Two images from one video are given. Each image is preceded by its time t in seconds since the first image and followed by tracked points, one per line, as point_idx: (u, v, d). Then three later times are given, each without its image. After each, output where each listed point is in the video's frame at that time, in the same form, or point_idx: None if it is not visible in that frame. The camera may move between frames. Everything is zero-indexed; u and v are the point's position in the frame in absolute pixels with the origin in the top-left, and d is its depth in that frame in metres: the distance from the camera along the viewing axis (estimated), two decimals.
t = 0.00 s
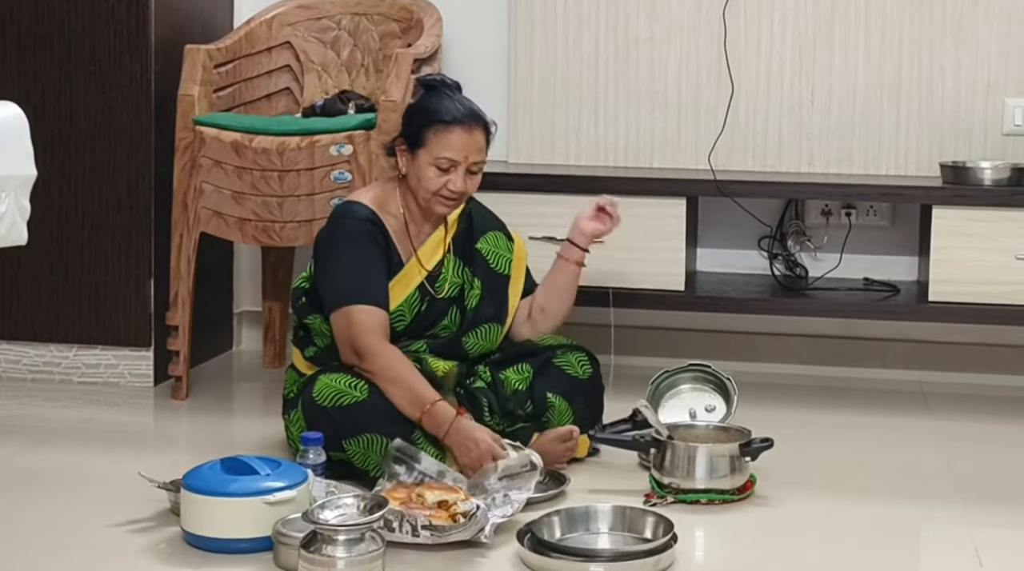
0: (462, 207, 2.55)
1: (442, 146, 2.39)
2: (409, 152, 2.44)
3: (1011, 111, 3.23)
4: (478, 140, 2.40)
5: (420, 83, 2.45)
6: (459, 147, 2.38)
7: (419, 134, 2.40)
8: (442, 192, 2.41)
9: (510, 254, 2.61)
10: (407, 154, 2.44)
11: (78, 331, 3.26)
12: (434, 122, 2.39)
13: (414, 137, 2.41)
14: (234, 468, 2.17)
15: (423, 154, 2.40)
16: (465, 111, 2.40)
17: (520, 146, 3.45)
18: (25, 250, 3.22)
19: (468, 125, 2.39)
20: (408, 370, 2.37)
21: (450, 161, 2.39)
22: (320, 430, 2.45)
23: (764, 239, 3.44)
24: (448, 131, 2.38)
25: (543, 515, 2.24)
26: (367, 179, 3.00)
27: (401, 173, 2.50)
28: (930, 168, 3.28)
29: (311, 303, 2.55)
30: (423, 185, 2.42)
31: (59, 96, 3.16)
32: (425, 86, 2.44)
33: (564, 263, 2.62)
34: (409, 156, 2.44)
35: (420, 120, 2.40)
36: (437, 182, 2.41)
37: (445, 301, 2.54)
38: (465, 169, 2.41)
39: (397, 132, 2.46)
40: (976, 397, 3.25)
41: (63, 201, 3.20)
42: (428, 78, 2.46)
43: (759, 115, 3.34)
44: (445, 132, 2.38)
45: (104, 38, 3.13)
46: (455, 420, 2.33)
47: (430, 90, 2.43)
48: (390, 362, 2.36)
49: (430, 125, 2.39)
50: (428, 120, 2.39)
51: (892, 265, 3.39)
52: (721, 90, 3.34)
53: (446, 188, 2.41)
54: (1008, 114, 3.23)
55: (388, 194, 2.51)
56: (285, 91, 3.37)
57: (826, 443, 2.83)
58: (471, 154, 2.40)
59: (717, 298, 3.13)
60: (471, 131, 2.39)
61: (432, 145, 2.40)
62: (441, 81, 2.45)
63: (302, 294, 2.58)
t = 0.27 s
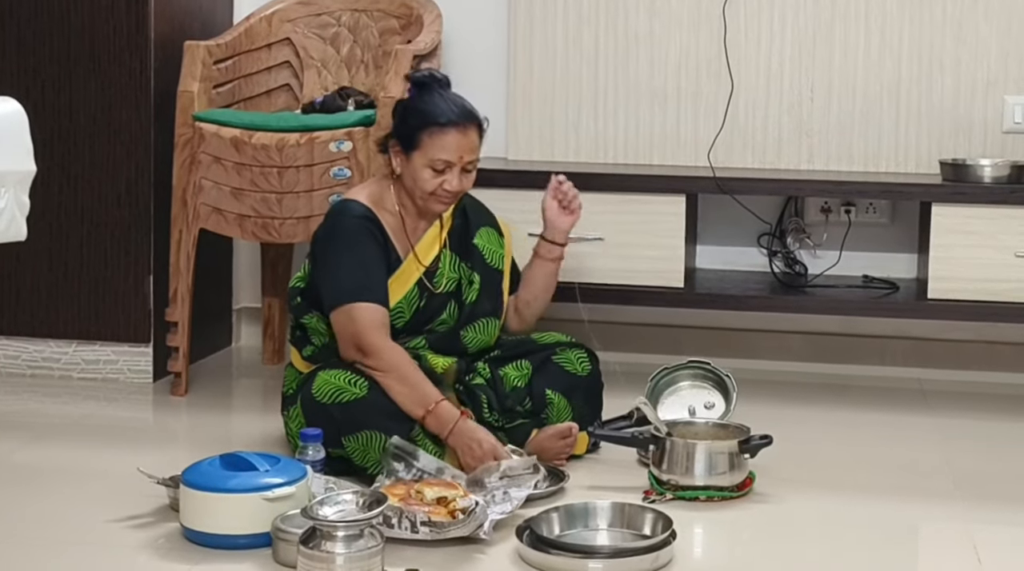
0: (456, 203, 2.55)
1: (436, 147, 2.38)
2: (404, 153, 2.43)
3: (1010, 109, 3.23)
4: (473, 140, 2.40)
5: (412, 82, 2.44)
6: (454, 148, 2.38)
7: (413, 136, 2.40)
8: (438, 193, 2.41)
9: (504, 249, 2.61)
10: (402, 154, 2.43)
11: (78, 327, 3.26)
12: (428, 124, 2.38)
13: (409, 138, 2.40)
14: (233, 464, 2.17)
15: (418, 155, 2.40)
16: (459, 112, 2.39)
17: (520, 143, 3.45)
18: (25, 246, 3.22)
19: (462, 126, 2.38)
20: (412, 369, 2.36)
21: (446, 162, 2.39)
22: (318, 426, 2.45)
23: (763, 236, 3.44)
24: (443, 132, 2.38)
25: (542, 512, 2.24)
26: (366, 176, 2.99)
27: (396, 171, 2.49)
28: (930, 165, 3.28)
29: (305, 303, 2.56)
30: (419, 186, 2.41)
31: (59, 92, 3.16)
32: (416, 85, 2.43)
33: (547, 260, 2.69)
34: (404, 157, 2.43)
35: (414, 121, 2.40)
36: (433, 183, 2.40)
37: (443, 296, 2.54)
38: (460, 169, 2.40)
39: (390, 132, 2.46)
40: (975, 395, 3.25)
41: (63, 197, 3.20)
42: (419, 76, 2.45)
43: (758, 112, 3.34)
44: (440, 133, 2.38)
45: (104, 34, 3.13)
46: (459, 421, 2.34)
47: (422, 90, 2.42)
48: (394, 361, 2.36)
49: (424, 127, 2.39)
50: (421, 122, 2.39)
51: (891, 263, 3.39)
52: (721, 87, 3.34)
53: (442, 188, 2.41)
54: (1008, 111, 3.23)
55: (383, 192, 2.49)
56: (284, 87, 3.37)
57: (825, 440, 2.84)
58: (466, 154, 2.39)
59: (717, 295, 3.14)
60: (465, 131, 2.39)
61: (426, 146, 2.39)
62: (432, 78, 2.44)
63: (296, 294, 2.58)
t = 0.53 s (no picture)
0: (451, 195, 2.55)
1: (426, 143, 2.39)
2: (394, 153, 2.43)
3: (1010, 105, 3.23)
4: (459, 129, 2.40)
5: (388, 81, 2.43)
6: (442, 140, 2.38)
7: (400, 135, 2.40)
8: (433, 187, 2.42)
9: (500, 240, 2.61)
10: (392, 153, 2.44)
11: (77, 324, 3.26)
12: (413, 122, 2.38)
13: (396, 138, 2.41)
14: (233, 460, 2.17)
15: (409, 153, 2.40)
16: (442, 104, 2.39)
17: (519, 139, 3.45)
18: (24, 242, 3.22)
19: (448, 117, 2.39)
20: (406, 361, 2.37)
21: (436, 155, 2.39)
22: (318, 422, 2.45)
23: (763, 233, 3.44)
24: (430, 128, 2.38)
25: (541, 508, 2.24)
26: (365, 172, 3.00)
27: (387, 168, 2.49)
28: (929, 162, 3.28)
29: (304, 300, 2.56)
30: (414, 183, 2.42)
31: (58, 88, 3.16)
32: (394, 83, 2.42)
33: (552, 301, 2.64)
34: (394, 155, 2.43)
35: (399, 120, 2.39)
36: (427, 177, 2.41)
37: (440, 288, 2.54)
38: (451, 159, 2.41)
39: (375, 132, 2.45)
40: (974, 391, 3.25)
41: (62, 193, 3.21)
42: (395, 72, 2.43)
43: (758, 109, 3.33)
44: (426, 128, 2.38)
45: (103, 30, 3.13)
46: (453, 407, 2.32)
47: (400, 88, 2.41)
48: (388, 355, 2.36)
49: (409, 124, 2.39)
50: (406, 120, 2.39)
51: (890, 259, 3.39)
52: (720, 83, 3.34)
53: (436, 181, 2.41)
54: (1007, 108, 3.23)
55: (379, 186, 2.50)
56: (284, 84, 3.37)
57: (824, 436, 2.84)
58: (455, 144, 2.40)
59: (716, 292, 3.14)
60: (451, 121, 2.39)
61: (415, 143, 2.39)
62: (409, 73, 2.43)
63: (295, 291, 2.59)
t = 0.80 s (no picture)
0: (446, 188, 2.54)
1: (423, 143, 2.39)
2: (390, 156, 2.43)
3: (1009, 102, 3.23)
4: (454, 124, 2.40)
5: (375, 85, 2.41)
6: (440, 139, 2.39)
7: (396, 138, 2.40)
8: (433, 184, 2.43)
9: (491, 225, 2.61)
10: (387, 156, 2.43)
11: (77, 321, 3.26)
12: (409, 125, 2.38)
13: (392, 141, 2.40)
14: (232, 457, 2.17)
15: (407, 155, 2.40)
16: (434, 103, 2.39)
17: (519, 137, 3.45)
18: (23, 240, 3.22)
19: (442, 115, 2.39)
20: (399, 353, 2.37)
21: (435, 153, 2.40)
22: (317, 419, 2.45)
23: (762, 230, 3.44)
24: (428, 128, 2.38)
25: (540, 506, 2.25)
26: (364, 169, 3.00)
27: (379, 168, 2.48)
28: (929, 159, 3.28)
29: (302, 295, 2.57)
30: (414, 184, 2.42)
31: (57, 85, 3.16)
32: (380, 87, 2.41)
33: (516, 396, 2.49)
34: (389, 158, 2.43)
35: (393, 123, 2.39)
36: (427, 176, 2.41)
37: (434, 280, 2.54)
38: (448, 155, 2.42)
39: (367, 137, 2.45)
40: (973, 388, 3.25)
41: (61, 191, 3.20)
42: (380, 74, 2.41)
43: (757, 106, 3.33)
44: (422, 128, 2.38)
45: (102, 27, 3.13)
46: (441, 403, 2.32)
47: (388, 92, 2.40)
48: (380, 346, 2.37)
49: (405, 125, 2.38)
50: (401, 123, 2.38)
51: (889, 256, 3.40)
52: (719, 81, 3.34)
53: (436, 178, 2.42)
54: (1006, 105, 3.23)
55: (372, 183, 2.49)
56: (283, 81, 3.36)
57: (823, 433, 2.84)
58: (451, 140, 2.40)
59: (715, 289, 3.14)
60: (446, 118, 2.39)
61: (413, 145, 2.39)
62: (393, 73, 2.41)
63: (294, 287, 2.59)
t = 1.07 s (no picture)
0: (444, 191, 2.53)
1: (416, 142, 2.37)
2: (384, 152, 2.42)
3: (1009, 99, 3.23)
4: (450, 127, 2.38)
5: (380, 81, 2.42)
6: (433, 139, 2.37)
7: (391, 135, 2.39)
8: (425, 185, 2.41)
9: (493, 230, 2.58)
10: (383, 154, 2.42)
11: (77, 320, 3.26)
12: (404, 122, 2.37)
13: (387, 138, 2.39)
14: (232, 455, 2.17)
15: (400, 153, 2.39)
16: (432, 103, 2.38)
17: (518, 134, 3.45)
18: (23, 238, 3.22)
19: (438, 116, 2.37)
20: (400, 354, 2.38)
21: (427, 153, 2.38)
22: (317, 418, 2.45)
23: (762, 227, 3.44)
24: (421, 127, 2.37)
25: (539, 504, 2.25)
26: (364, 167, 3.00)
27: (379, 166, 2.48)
28: (929, 156, 3.28)
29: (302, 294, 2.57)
30: (406, 182, 2.41)
31: (57, 84, 3.16)
32: (384, 83, 2.41)
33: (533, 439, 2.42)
34: (385, 156, 2.42)
35: (389, 120, 2.38)
36: (418, 176, 2.39)
37: (433, 284, 2.54)
38: (443, 158, 2.39)
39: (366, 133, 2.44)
40: (973, 385, 3.25)
41: (61, 190, 3.20)
42: (386, 71, 2.42)
43: (757, 103, 3.33)
44: (417, 127, 2.37)
45: (101, 25, 3.13)
46: (443, 406, 2.33)
47: (389, 88, 2.40)
48: (381, 346, 2.37)
49: (400, 123, 2.37)
50: (397, 120, 2.38)
51: (889, 253, 3.39)
52: (719, 78, 3.34)
53: (428, 179, 2.40)
54: (1006, 102, 3.23)
55: (371, 183, 2.49)
56: (283, 80, 3.36)
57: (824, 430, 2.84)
58: (446, 143, 2.38)
59: (715, 287, 3.14)
60: (442, 120, 2.37)
61: (406, 143, 2.38)
62: (399, 71, 2.42)
63: (293, 284, 2.59)
